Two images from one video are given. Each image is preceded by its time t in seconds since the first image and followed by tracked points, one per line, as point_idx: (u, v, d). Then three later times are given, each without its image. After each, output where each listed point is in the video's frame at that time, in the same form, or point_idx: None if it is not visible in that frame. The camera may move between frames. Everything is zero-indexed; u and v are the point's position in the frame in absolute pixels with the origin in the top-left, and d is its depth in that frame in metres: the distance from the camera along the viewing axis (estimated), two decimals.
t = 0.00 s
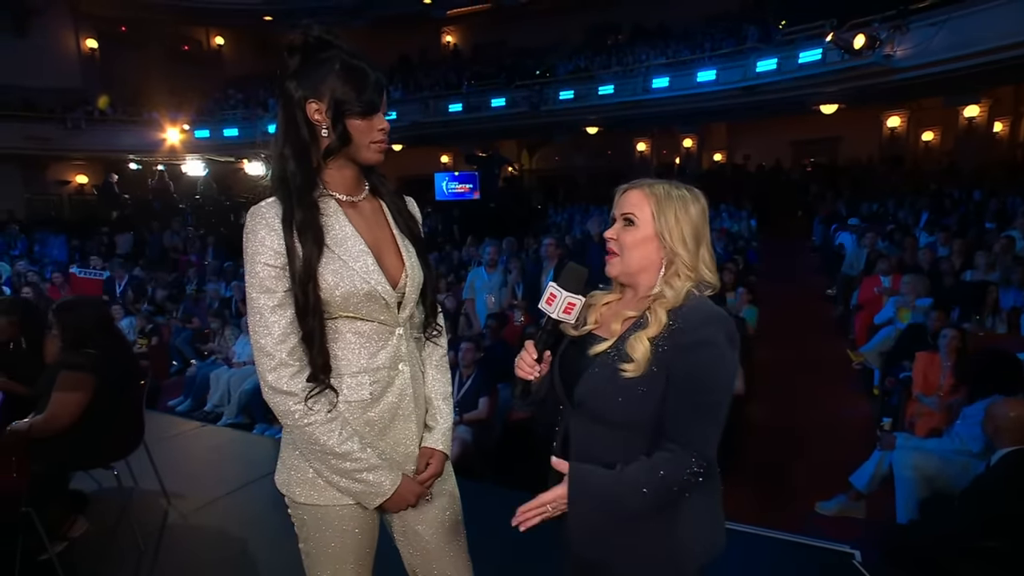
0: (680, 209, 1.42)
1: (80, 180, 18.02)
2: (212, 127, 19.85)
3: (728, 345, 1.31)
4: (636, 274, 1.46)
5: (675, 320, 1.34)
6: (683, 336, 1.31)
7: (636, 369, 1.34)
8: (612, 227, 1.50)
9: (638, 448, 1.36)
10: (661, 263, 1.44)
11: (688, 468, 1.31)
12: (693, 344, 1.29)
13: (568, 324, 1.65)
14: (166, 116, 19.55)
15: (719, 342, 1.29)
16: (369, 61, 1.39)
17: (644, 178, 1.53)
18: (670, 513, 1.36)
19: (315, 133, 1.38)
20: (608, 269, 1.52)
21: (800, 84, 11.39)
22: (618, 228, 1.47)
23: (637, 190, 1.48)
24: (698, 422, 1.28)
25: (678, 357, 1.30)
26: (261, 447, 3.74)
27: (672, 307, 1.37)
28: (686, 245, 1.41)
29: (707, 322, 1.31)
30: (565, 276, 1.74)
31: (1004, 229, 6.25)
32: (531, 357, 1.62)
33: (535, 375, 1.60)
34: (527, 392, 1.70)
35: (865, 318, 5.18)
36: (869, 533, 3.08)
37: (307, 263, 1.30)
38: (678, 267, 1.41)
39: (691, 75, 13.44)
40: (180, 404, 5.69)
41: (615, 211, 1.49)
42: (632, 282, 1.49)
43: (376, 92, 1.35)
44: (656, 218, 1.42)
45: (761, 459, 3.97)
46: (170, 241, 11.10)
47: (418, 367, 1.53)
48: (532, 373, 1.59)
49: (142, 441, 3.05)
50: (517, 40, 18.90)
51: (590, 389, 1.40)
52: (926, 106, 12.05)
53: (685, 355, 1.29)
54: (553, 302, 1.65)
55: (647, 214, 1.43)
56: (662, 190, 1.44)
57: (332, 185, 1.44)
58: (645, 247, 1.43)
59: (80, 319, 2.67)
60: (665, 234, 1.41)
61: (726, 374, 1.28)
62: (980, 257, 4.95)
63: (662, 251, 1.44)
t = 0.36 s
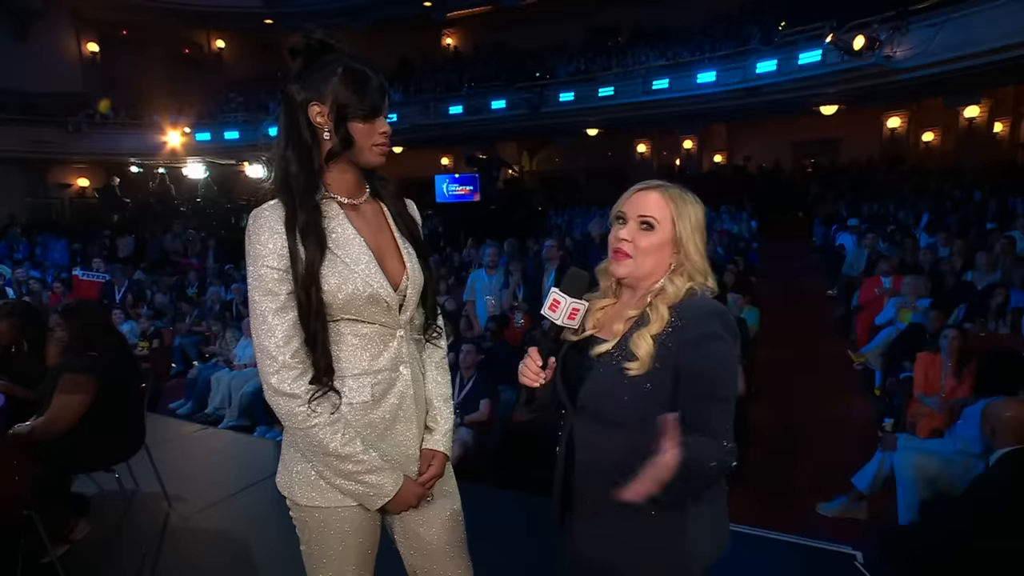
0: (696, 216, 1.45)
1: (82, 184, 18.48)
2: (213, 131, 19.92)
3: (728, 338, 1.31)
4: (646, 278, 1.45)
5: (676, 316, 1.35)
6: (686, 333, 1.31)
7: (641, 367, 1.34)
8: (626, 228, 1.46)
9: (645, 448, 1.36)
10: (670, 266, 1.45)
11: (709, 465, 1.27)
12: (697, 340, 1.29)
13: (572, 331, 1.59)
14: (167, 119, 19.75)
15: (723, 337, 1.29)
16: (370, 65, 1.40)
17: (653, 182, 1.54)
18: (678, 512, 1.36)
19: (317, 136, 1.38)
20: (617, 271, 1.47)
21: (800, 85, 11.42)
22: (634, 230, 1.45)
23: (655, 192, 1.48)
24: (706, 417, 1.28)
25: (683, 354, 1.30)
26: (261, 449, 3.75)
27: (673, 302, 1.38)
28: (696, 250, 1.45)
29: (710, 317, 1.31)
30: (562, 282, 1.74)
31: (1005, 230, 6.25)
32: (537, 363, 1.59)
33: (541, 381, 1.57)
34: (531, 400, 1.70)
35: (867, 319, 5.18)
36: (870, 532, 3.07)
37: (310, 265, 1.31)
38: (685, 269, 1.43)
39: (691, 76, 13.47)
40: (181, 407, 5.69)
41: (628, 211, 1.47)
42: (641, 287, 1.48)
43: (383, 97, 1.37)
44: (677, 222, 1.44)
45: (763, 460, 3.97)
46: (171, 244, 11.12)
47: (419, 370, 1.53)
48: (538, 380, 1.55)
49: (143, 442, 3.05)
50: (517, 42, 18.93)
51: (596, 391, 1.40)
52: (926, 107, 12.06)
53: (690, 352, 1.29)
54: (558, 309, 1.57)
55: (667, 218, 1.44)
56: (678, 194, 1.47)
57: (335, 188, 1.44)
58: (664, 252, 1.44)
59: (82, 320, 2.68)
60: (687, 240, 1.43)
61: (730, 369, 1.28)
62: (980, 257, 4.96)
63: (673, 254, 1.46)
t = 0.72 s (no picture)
0: (686, 211, 1.43)
1: (77, 184, 17.95)
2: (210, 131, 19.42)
3: (733, 343, 1.32)
4: (633, 270, 1.46)
5: (680, 319, 1.35)
6: (691, 337, 1.31)
7: (647, 370, 1.34)
8: (616, 221, 1.50)
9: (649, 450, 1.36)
10: (659, 263, 1.44)
11: (713, 461, 1.28)
12: (701, 343, 1.30)
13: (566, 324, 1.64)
14: (163, 120, 19.25)
15: (727, 341, 1.30)
16: (364, 65, 1.39)
17: (655, 182, 1.55)
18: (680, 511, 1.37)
19: (312, 137, 1.38)
20: (608, 262, 1.52)
21: (796, 87, 11.46)
22: (622, 221, 1.48)
23: (648, 188, 1.49)
24: (711, 423, 1.28)
25: (687, 357, 1.31)
26: (258, 451, 3.73)
27: (674, 307, 1.37)
28: (688, 250, 1.42)
29: (714, 322, 1.32)
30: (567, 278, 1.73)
31: (1000, 230, 6.28)
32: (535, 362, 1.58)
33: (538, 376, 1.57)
34: (526, 397, 1.69)
35: (863, 320, 5.19)
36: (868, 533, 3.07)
37: (304, 266, 1.30)
38: (679, 268, 1.41)
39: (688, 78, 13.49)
40: (177, 408, 5.66)
41: (623, 205, 1.51)
42: (630, 279, 1.48)
43: (375, 94, 1.36)
44: (661, 215, 1.43)
45: (761, 460, 3.97)
46: (167, 245, 11.08)
47: (415, 371, 1.53)
48: (534, 376, 1.56)
49: (139, 444, 3.04)
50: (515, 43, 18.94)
51: (599, 390, 1.40)
52: (922, 109, 12.12)
53: (694, 356, 1.30)
54: (551, 303, 1.64)
55: (652, 211, 1.45)
56: (672, 192, 1.46)
57: (329, 189, 1.43)
58: (646, 243, 1.44)
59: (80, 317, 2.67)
60: (668, 232, 1.42)
61: (736, 374, 1.28)
62: (976, 258, 4.98)
63: (661, 250, 1.44)
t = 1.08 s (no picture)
0: (685, 219, 1.41)
1: (76, 184, 17.80)
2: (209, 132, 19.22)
3: (731, 353, 1.31)
4: (637, 278, 1.46)
5: (676, 329, 1.35)
6: (688, 345, 1.31)
7: (637, 389, 1.34)
8: (616, 231, 1.50)
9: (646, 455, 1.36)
10: (660, 273, 1.44)
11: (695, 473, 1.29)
12: (698, 351, 1.29)
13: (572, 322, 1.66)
14: (163, 120, 18.97)
15: (724, 351, 1.29)
16: (361, 66, 1.38)
17: (653, 185, 1.53)
18: (675, 515, 1.37)
19: (310, 139, 1.38)
20: (610, 271, 1.52)
21: (795, 88, 11.47)
22: (621, 231, 1.48)
23: (645, 195, 1.48)
24: (706, 432, 1.28)
25: (683, 365, 1.31)
26: (258, 452, 3.72)
27: (671, 321, 1.37)
28: (688, 260, 1.41)
29: (711, 331, 1.31)
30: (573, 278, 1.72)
31: (999, 231, 6.31)
32: (537, 359, 1.59)
33: (541, 375, 1.58)
34: (529, 396, 1.69)
35: (862, 321, 5.19)
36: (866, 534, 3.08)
37: (302, 267, 1.30)
38: (679, 280, 1.41)
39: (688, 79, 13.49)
40: (176, 409, 5.65)
41: (622, 213, 1.51)
42: (632, 287, 1.49)
43: (370, 97, 1.35)
44: (658, 226, 1.42)
45: (760, 461, 3.97)
46: (166, 245, 11.06)
47: (413, 373, 1.53)
48: (538, 373, 1.57)
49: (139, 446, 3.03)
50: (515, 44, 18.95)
51: (594, 393, 1.41)
52: (921, 110, 12.16)
53: (691, 362, 1.30)
54: (557, 302, 1.66)
55: (649, 221, 1.44)
56: (670, 199, 1.44)
57: (327, 190, 1.43)
58: (646, 253, 1.44)
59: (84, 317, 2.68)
60: (666, 244, 1.41)
61: (732, 382, 1.28)
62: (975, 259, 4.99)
63: (662, 261, 1.44)
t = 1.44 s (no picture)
0: (690, 216, 1.42)
1: (78, 185, 17.79)
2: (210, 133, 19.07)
3: (735, 353, 1.31)
4: (640, 281, 1.45)
5: (684, 329, 1.35)
6: (695, 345, 1.31)
7: (647, 392, 1.34)
8: (619, 233, 1.48)
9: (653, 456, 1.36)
10: (668, 273, 1.44)
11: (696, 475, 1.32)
12: (704, 353, 1.29)
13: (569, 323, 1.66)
14: (164, 120, 18.86)
15: (729, 351, 1.29)
16: (359, 67, 1.39)
17: (651, 184, 1.53)
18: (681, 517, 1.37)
19: (309, 140, 1.38)
20: (612, 274, 1.50)
21: (797, 88, 11.46)
22: (626, 235, 1.46)
23: (646, 195, 1.48)
24: (714, 432, 1.29)
25: (688, 365, 1.31)
26: (260, 453, 3.72)
27: (679, 319, 1.36)
28: (696, 256, 1.41)
29: (716, 332, 1.31)
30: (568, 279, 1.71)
31: (1002, 231, 6.29)
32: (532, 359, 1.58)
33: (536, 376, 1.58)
34: (527, 394, 1.67)
35: (864, 321, 5.18)
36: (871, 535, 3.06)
37: (304, 267, 1.30)
38: (686, 278, 1.41)
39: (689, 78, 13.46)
40: (178, 410, 5.66)
41: (621, 217, 1.49)
42: (638, 289, 1.47)
43: (370, 96, 1.36)
44: (666, 226, 1.42)
45: (762, 461, 3.97)
46: (167, 246, 11.08)
47: (414, 372, 1.53)
48: (533, 374, 1.57)
49: (141, 446, 3.03)
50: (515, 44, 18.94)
51: (599, 397, 1.41)
52: (923, 110, 12.16)
53: (695, 364, 1.30)
54: (555, 303, 1.65)
55: (656, 221, 1.43)
56: (671, 198, 1.44)
57: (327, 190, 1.43)
58: (653, 253, 1.43)
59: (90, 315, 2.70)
60: (675, 243, 1.41)
61: (737, 382, 1.28)
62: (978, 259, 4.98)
63: (670, 261, 1.44)
